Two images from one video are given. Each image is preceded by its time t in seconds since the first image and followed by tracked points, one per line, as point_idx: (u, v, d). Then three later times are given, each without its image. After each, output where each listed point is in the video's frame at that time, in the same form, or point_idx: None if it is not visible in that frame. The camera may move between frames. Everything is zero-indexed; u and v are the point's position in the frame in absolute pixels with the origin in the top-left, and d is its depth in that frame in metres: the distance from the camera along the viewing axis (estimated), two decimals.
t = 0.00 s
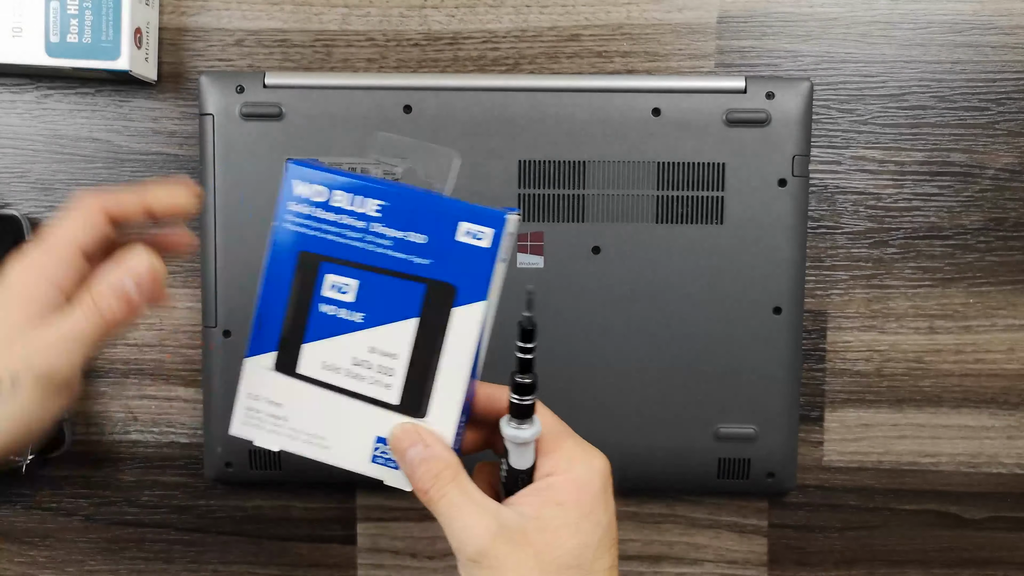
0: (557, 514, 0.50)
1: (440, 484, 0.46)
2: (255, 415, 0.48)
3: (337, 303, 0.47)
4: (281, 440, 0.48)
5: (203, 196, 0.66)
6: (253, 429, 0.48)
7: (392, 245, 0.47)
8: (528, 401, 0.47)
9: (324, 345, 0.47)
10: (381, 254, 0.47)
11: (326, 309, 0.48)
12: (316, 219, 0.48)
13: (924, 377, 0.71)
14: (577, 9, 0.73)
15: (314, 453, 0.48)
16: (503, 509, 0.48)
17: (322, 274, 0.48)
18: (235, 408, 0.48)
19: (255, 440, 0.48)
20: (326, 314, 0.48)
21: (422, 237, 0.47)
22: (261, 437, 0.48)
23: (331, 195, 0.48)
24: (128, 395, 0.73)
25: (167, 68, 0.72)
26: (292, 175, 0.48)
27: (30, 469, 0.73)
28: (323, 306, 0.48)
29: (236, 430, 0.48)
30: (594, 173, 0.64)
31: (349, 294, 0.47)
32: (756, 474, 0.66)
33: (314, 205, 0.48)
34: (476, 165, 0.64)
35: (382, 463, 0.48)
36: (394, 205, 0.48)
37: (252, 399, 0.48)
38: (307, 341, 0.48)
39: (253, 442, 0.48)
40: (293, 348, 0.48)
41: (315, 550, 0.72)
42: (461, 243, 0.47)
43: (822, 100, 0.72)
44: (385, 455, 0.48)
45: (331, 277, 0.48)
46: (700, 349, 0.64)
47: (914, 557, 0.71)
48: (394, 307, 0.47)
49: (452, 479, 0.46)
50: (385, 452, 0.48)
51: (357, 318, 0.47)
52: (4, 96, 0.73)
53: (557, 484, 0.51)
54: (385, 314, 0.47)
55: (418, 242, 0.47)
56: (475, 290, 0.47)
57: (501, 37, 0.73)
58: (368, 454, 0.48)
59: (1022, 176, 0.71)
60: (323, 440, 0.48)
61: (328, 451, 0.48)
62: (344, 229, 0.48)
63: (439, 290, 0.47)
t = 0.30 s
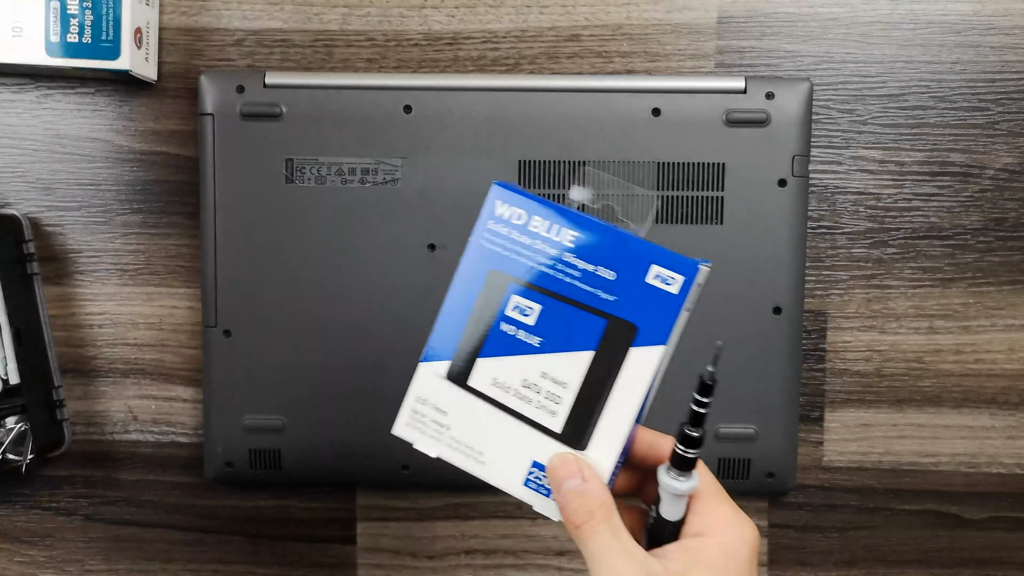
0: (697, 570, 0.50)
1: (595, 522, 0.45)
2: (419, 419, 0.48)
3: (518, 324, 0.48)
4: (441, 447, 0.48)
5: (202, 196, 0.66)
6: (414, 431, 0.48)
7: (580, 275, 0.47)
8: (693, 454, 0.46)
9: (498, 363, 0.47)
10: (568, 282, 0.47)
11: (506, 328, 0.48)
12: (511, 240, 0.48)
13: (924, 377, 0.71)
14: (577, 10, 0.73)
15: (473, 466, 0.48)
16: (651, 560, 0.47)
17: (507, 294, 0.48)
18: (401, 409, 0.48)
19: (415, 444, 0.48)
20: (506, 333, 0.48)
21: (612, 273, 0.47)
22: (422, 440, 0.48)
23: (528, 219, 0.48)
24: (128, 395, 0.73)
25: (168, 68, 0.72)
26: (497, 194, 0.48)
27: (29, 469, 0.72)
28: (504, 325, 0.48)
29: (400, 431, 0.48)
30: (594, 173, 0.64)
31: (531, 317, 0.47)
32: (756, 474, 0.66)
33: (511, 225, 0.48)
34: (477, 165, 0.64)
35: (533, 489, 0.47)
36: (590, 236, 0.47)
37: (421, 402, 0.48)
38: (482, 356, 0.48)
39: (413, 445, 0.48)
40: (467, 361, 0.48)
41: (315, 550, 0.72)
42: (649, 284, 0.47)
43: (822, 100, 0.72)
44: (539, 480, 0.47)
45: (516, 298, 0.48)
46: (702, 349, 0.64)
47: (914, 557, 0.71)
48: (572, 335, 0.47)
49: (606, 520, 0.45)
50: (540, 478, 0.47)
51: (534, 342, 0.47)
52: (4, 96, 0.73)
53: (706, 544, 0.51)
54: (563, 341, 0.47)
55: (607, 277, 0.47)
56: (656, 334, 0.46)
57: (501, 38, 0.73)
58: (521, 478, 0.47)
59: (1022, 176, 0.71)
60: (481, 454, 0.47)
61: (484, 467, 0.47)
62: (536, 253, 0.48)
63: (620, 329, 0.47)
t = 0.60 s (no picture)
0: None
1: None
2: (477, 462, 0.50)
3: (585, 382, 0.49)
4: (496, 492, 0.50)
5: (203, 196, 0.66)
6: (472, 474, 0.50)
7: (652, 342, 0.49)
8: (746, 530, 0.48)
9: (563, 417, 0.49)
10: (639, 347, 0.49)
11: (573, 384, 0.49)
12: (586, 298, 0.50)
13: (924, 377, 0.71)
14: (576, 10, 0.73)
15: (526, 513, 0.50)
16: None
17: (578, 351, 0.50)
18: (462, 451, 0.50)
19: (470, 484, 0.51)
20: (572, 389, 0.49)
21: (684, 342, 0.48)
22: (479, 484, 0.50)
23: (606, 279, 0.49)
24: (129, 395, 0.73)
25: (168, 68, 0.73)
26: (576, 254, 0.50)
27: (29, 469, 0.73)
28: (571, 381, 0.50)
29: (457, 471, 0.50)
30: (594, 173, 0.64)
31: (599, 376, 0.49)
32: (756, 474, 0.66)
33: (588, 285, 0.50)
34: (477, 165, 0.64)
35: (583, 543, 0.49)
36: (665, 304, 0.49)
37: (480, 445, 0.50)
38: (547, 408, 0.50)
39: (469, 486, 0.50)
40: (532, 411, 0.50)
41: (316, 550, 0.72)
42: (721, 359, 0.48)
43: (822, 100, 0.72)
44: (589, 534, 0.49)
45: (586, 356, 0.49)
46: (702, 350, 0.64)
47: (914, 557, 0.71)
48: (638, 399, 0.49)
49: None
50: (590, 534, 0.49)
51: (599, 401, 0.49)
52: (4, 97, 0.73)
53: None
54: (629, 403, 0.49)
55: (679, 346, 0.48)
56: (720, 408, 0.48)
57: (501, 38, 0.73)
58: (572, 531, 0.49)
59: (1022, 176, 0.71)
60: (535, 502, 0.50)
61: (536, 515, 0.50)
62: (610, 315, 0.49)
63: (686, 398, 0.48)
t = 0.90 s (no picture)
0: None
1: None
2: (462, 484, 0.50)
3: (565, 401, 0.50)
4: (481, 513, 0.50)
5: (203, 195, 0.66)
6: (457, 496, 0.50)
7: (628, 359, 0.49)
8: (728, 543, 0.48)
9: (543, 437, 0.49)
10: (615, 364, 0.49)
11: (552, 404, 0.50)
12: (562, 317, 0.51)
13: (924, 377, 0.71)
14: (577, 10, 0.73)
15: (511, 534, 0.49)
16: None
17: (556, 371, 0.50)
18: (446, 473, 0.50)
19: (455, 506, 0.50)
20: (552, 409, 0.50)
21: (658, 358, 0.49)
22: (464, 505, 0.50)
23: (581, 298, 0.50)
24: (129, 396, 0.73)
25: (168, 69, 0.72)
26: (552, 273, 0.51)
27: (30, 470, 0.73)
28: (551, 400, 0.50)
29: (443, 493, 0.50)
30: (594, 173, 0.64)
31: (578, 395, 0.49)
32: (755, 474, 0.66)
33: (563, 304, 0.51)
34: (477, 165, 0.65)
35: (569, 563, 0.49)
36: (639, 321, 0.50)
37: (464, 467, 0.50)
38: (528, 428, 0.50)
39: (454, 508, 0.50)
40: (514, 432, 0.50)
41: (316, 550, 0.72)
42: (695, 373, 0.49)
43: (822, 100, 0.72)
44: (574, 555, 0.49)
45: (564, 375, 0.50)
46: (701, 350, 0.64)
47: (914, 557, 0.71)
48: (617, 416, 0.49)
49: None
50: (575, 553, 0.49)
51: (579, 420, 0.49)
52: (4, 97, 0.73)
53: None
54: (608, 421, 0.49)
55: (654, 361, 0.49)
56: (698, 422, 0.49)
57: (501, 38, 0.73)
58: (557, 551, 0.49)
59: (1022, 176, 0.71)
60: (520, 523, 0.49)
61: (522, 536, 0.49)
62: (585, 333, 0.50)
63: (664, 414, 0.49)
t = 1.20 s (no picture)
0: None
1: None
2: (472, 477, 0.51)
3: (579, 395, 0.49)
4: (491, 508, 0.50)
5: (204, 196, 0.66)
6: (467, 490, 0.50)
7: (645, 353, 0.48)
8: (746, 547, 0.48)
9: (556, 431, 0.49)
10: (632, 358, 0.48)
11: (566, 398, 0.49)
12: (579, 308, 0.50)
13: (924, 377, 0.71)
14: (577, 11, 0.73)
15: (521, 530, 0.49)
16: None
17: (571, 363, 0.49)
18: (456, 467, 0.50)
19: (465, 500, 0.51)
20: (566, 403, 0.49)
21: (678, 354, 0.48)
22: (474, 499, 0.50)
23: (598, 289, 0.49)
24: (129, 395, 0.73)
25: (169, 69, 0.73)
26: (567, 264, 0.50)
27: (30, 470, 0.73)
28: (565, 394, 0.49)
29: (452, 487, 0.50)
30: (594, 173, 0.64)
31: (593, 390, 0.49)
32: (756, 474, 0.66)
33: (579, 294, 0.50)
34: (478, 165, 0.65)
35: (580, 561, 0.49)
36: (658, 315, 0.48)
37: (475, 461, 0.50)
38: (540, 422, 0.49)
39: (464, 502, 0.50)
40: (526, 426, 0.50)
41: (316, 550, 0.72)
42: (716, 371, 0.48)
43: (822, 100, 0.72)
44: (585, 553, 0.49)
45: (579, 368, 0.49)
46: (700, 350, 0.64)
47: (914, 557, 0.71)
48: (632, 412, 0.48)
49: None
50: (587, 552, 0.49)
51: (593, 415, 0.49)
52: (5, 98, 0.73)
53: None
54: (622, 417, 0.48)
55: (673, 357, 0.48)
56: (717, 422, 0.47)
57: (501, 39, 0.73)
58: (568, 549, 0.49)
59: (1022, 176, 0.71)
60: (530, 519, 0.49)
61: (532, 532, 0.49)
62: (603, 325, 0.49)
63: (681, 412, 0.48)
